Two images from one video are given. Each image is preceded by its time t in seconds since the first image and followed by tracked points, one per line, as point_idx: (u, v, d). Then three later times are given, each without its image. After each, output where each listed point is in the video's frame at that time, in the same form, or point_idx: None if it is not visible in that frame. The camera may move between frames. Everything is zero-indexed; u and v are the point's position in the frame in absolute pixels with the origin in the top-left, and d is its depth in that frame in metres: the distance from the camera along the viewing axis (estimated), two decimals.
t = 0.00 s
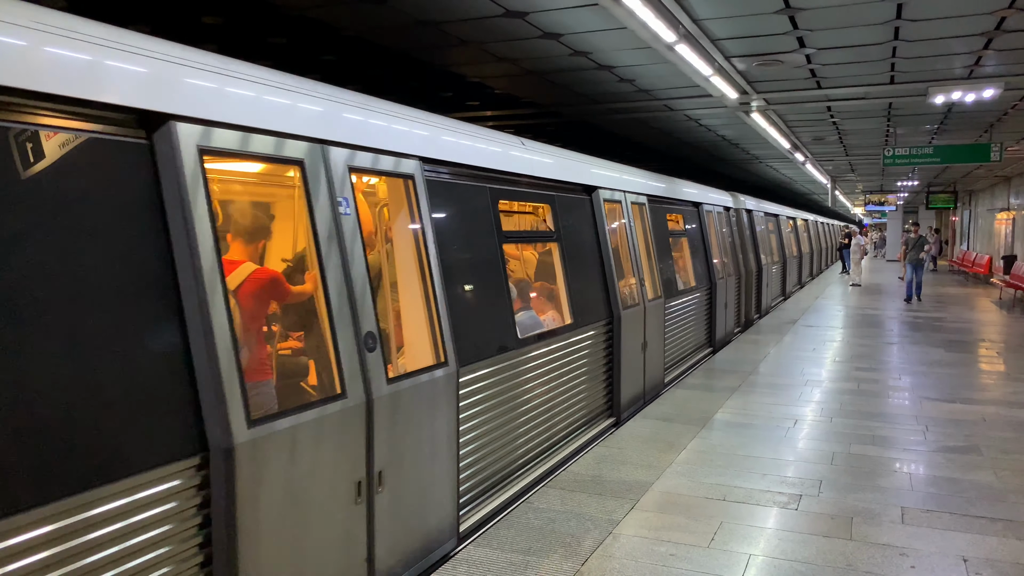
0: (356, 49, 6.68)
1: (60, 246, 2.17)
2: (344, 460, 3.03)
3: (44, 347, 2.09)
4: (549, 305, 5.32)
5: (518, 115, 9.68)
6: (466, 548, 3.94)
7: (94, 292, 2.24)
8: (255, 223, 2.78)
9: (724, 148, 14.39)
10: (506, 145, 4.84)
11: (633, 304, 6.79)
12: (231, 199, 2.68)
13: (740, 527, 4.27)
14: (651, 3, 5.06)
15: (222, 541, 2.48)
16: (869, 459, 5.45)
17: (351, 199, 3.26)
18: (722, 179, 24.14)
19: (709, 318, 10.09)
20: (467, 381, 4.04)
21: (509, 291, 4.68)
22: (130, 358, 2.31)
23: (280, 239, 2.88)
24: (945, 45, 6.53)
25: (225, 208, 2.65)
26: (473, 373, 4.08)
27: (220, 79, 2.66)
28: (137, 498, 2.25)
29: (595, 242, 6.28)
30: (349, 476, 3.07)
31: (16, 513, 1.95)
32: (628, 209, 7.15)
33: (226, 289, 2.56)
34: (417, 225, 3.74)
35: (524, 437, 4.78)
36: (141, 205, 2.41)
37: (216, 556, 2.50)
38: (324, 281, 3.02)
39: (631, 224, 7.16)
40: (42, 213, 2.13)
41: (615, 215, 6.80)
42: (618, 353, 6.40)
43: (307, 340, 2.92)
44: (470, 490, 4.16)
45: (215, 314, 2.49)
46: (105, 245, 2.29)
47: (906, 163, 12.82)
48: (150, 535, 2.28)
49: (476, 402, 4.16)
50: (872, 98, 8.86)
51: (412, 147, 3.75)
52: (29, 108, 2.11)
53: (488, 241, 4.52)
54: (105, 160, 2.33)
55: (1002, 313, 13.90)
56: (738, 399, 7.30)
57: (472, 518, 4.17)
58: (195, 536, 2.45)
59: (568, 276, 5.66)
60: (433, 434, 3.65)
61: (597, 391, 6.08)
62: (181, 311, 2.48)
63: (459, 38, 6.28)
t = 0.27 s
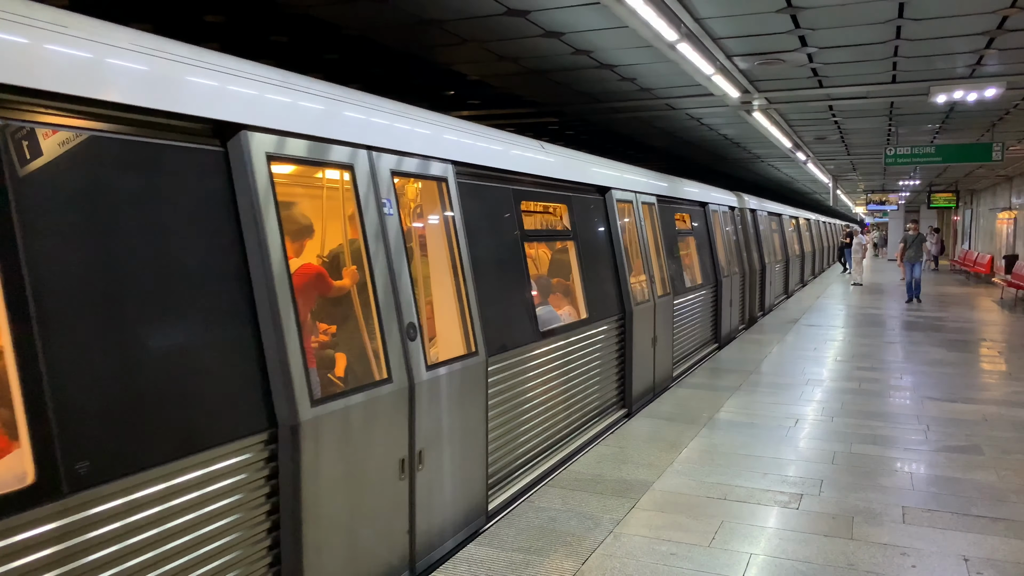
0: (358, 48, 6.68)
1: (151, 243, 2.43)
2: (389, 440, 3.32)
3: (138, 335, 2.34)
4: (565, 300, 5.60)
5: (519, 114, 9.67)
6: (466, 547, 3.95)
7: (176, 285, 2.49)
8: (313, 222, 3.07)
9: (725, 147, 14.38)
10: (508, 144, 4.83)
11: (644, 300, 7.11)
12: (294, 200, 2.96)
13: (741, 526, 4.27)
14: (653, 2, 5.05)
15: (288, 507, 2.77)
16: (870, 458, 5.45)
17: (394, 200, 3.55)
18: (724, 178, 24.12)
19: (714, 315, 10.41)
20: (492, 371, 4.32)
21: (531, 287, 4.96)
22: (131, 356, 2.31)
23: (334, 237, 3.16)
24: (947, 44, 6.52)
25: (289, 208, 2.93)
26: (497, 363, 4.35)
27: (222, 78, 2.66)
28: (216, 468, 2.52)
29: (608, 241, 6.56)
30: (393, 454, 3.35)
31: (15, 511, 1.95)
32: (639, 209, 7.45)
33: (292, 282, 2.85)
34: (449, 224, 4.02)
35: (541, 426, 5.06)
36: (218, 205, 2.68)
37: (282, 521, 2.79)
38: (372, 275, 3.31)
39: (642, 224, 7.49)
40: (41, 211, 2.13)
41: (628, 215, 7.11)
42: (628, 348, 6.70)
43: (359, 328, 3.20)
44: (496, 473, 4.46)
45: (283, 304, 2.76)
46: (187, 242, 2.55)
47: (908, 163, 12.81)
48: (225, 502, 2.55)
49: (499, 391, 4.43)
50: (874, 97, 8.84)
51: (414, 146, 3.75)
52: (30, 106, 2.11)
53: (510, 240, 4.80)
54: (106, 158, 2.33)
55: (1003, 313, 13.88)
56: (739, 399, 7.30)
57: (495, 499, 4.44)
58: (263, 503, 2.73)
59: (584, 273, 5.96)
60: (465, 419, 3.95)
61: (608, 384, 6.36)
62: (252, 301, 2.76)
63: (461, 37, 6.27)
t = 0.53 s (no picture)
0: (359, 50, 6.69)
1: (217, 243, 2.66)
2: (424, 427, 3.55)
3: (207, 328, 2.56)
4: (580, 300, 5.80)
5: (520, 115, 9.67)
6: (468, 548, 3.93)
7: (239, 280, 2.72)
8: (356, 224, 3.32)
9: (726, 148, 14.36)
10: (509, 145, 4.84)
11: (653, 297, 7.36)
12: (340, 203, 3.22)
13: (743, 527, 4.27)
14: (653, 3, 5.06)
15: (337, 487, 3.00)
16: (872, 459, 5.44)
17: (426, 203, 3.81)
18: (725, 178, 24.13)
19: (720, 314, 10.63)
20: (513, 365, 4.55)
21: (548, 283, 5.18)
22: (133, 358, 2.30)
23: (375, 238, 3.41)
24: (948, 44, 6.52)
25: (336, 211, 3.19)
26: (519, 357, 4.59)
27: (223, 80, 2.67)
28: (274, 451, 2.74)
29: (619, 241, 6.79)
30: (427, 440, 3.59)
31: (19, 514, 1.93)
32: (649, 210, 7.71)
33: (341, 279, 3.11)
34: (474, 226, 4.28)
35: (558, 418, 5.27)
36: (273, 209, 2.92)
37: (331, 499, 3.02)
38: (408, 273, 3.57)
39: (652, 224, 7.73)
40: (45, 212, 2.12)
41: (638, 215, 7.37)
42: (639, 346, 6.93)
43: (397, 323, 3.46)
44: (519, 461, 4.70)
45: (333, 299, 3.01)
46: (246, 242, 2.78)
47: (909, 163, 12.80)
48: (280, 483, 2.77)
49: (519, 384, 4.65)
50: (875, 97, 8.84)
51: (415, 147, 3.75)
52: (30, 108, 2.11)
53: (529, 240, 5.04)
54: (109, 160, 2.32)
55: (1005, 312, 13.87)
56: (740, 399, 7.29)
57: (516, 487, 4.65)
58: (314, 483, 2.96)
59: (598, 272, 6.18)
60: (492, 409, 4.19)
61: (621, 381, 6.56)
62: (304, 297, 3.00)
63: (462, 38, 6.29)
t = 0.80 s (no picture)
0: (359, 54, 6.71)
1: (264, 245, 2.86)
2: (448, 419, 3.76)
3: (257, 325, 2.76)
4: (591, 302, 5.98)
5: (519, 119, 9.68)
6: (467, 552, 3.93)
7: (283, 281, 2.93)
8: (386, 229, 3.54)
9: (724, 152, 14.38)
10: (508, 149, 4.84)
11: (658, 299, 7.58)
12: (373, 209, 3.44)
13: (742, 531, 4.27)
14: (653, 8, 5.08)
15: (370, 474, 3.22)
16: (871, 463, 5.44)
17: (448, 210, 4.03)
18: (724, 182, 24.17)
19: (723, 316, 10.82)
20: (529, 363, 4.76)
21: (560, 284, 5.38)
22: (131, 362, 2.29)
23: (402, 242, 3.62)
24: (946, 49, 6.54)
25: (369, 216, 3.42)
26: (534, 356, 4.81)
27: (223, 83, 2.68)
28: (312, 440, 2.93)
29: (625, 245, 7.01)
30: (450, 432, 3.80)
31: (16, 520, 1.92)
32: (653, 215, 7.95)
33: (374, 280, 3.34)
34: (491, 230, 4.51)
35: (569, 414, 5.47)
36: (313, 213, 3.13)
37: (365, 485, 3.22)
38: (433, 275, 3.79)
39: (656, 229, 7.96)
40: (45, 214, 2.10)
41: (644, 221, 7.60)
42: (646, 347, 7.13)
43: (423, 321, 3.69)
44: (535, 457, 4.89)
45: (367, 298, 3.24)
46: (289, 244, 2.98)
47: (908, 167, 12.83)
48: (317, 471, 2.96)
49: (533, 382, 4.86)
50: (874, 102, 8.86)
51: (414, 151, 3.76)
52: (31, 112, 2.11)
53: (543, 245, 5.26)
54: (111, 163, 2.31)
55: (1003, 317, 13.90)
56: (739, 403, 7.30)
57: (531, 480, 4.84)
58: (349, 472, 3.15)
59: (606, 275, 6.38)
60: (508, 404, 4.41)
61: (628, 381, 6.75)
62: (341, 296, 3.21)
63: (461, 42, 6.31)
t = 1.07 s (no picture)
0: (356, 54, 6.71)
1: (295, 246, 3.05)
2: (462, 412, 3.95)
3: (288, 321, 2.94)
4: (594, 300, 6.17)
5: (516, 119, 9.67)
6: (464, 552, 3.94)
7: (312, 278, 3.12)
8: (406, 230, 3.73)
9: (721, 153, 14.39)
10: (505, 150, 4.85)
11: (659, 299, 7.76)
12: (393, 211, 3.63)
13: (737, 531, 4.27)
14: (649, 9, 5.09)
15: (392, 461, 3.43)
16: (867, 463, 5.45)
17: (461, 212, 4.22)
18: (721, 183, 24.19)
19: (722, 316, 10.98)
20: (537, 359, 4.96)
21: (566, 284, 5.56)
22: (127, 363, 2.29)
23: (420, 244, 3.82)
24: (942, 50, 6.56)
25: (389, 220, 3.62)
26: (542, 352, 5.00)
27: (219, 83, 2.68)
28: (337, 429, 3.12)
29: (627, 244, 7.20)
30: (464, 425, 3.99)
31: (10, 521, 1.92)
32: (654, 216, 8.14)
33: (394, 279, 3.52)
34: (501, 231, 4.69)
35: (573, 408, 5.66)
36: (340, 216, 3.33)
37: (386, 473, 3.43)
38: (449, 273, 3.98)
39: (658, 229, 8.15)
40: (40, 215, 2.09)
41: (646, 221, 7.79)
42: (648, 346, 7.33)
43: (438, 318, 3.88)
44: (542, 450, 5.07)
45: (389, 296, 3.44)
46: (317, 245, 3.17)
47: (904, 168, 12.86)
48: (342, 459, 3.15)
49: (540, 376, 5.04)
50: (870, 103, 8.88)
51: (411, 152, 3.76)
52: (29, 113, 2.11)
53: (550, 245, 5.45)
54: (108, 164, 2.30)
55: (999, 317, 13.94)
56: (735, 403, 7.31)
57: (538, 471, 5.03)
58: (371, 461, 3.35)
59: (609, 274, 6.55)
60: (518, 398, 4.60)
61: (630, 378, 6.93)
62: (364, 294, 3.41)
63: (458, 43, 6.31)
